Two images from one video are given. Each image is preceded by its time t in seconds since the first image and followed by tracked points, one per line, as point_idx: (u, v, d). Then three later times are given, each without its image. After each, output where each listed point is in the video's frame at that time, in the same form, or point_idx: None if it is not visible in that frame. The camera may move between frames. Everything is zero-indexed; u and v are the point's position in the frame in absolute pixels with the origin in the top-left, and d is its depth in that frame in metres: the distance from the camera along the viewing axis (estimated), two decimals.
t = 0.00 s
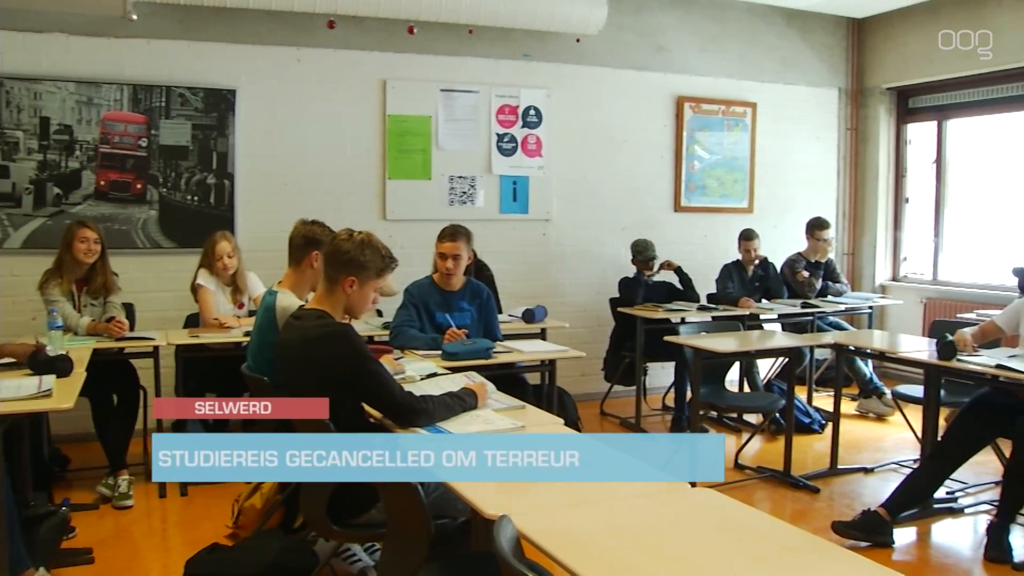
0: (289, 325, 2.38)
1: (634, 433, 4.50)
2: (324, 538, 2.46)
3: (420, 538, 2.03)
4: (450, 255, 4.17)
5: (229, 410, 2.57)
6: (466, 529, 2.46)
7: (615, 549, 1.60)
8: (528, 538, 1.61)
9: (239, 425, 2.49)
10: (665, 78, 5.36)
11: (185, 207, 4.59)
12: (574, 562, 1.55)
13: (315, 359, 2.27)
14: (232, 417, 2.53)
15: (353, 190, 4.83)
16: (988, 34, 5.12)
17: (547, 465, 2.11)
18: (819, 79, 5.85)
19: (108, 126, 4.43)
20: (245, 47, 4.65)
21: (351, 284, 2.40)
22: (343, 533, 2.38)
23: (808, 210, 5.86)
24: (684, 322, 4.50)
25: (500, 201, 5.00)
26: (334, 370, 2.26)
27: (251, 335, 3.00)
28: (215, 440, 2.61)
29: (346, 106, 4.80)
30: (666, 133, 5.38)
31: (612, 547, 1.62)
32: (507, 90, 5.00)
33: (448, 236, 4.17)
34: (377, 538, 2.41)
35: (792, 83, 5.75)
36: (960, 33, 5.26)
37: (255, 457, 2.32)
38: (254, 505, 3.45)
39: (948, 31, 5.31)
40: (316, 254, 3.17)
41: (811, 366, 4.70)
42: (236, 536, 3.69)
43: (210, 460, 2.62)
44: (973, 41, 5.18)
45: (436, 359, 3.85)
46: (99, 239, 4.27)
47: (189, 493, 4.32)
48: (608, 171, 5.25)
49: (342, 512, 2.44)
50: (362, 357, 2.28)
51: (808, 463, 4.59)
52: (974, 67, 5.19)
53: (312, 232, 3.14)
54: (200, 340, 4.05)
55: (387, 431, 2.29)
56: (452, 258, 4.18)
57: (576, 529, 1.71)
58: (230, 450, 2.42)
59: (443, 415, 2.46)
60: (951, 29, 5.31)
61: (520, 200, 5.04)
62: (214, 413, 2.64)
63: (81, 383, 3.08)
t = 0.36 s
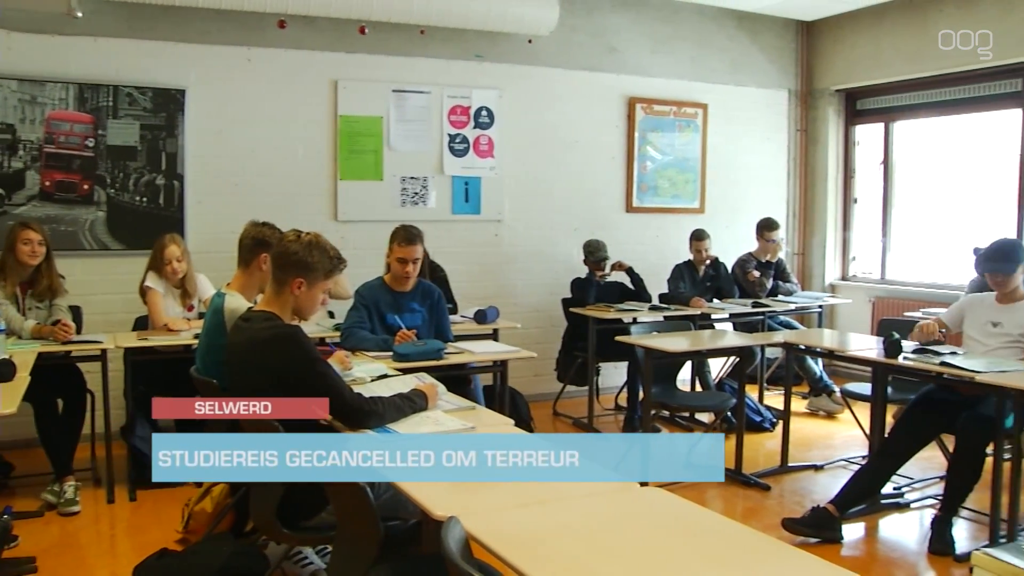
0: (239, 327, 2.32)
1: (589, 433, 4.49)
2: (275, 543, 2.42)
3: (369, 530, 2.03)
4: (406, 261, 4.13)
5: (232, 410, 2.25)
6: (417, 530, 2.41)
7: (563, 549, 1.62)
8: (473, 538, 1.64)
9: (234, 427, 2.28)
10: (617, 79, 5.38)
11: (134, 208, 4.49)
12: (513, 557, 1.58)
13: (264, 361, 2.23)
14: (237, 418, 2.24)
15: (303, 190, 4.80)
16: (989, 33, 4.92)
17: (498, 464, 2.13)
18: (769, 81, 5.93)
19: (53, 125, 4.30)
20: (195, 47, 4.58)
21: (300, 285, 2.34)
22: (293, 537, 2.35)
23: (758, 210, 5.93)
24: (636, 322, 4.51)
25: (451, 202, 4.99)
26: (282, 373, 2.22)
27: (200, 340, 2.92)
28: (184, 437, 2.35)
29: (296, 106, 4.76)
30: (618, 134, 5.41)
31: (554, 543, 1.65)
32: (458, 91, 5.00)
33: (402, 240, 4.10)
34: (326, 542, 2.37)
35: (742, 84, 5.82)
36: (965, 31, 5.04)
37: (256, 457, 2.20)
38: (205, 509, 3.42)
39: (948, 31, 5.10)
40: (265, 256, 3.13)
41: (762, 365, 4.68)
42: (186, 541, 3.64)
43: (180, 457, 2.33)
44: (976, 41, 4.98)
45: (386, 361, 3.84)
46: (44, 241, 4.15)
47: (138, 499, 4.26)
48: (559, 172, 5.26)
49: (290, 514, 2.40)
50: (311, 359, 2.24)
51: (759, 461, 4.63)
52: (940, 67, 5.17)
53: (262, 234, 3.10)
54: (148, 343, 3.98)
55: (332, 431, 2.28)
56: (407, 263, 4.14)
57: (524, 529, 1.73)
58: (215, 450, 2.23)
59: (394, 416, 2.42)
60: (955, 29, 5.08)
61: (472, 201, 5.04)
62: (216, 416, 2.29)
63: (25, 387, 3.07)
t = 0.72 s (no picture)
0: (186, 331, 2.25)
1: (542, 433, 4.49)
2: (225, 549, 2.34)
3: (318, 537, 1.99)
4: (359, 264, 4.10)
5: (230, 410, 2.16)
6: (369, 533, 2.38)
7: (516, 552, 1.63)
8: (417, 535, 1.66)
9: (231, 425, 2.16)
10: (569, 80, 5.40)
11: (81, 210, 4.39)
12: (457, 555, 1.60)
13: (211, 365, 2.17)
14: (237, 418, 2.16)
15: (254, 192, 4.76)
16: (988, 34, 4.75)
17: (450, 467, 2.15)
18: (721, 84, 5.99)
19: None
20: (143, 46, 4.50)
21: (249, 287, 2.30)
22: (243, 541, 2.27)
23: (710, 211, 5.99)
24: (588, 322, 4.52)
25: (404, 204, 4.98)
26: (230, 376, 2.17)
27: (149, 341, 2.86)
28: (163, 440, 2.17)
29: (246, 106, 4.72)
30: (570, 135, 5.44)
31: (501, 542, 1.68)
32: (410, 92, 4.99)
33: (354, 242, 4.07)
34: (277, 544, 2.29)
35: (694, 86, 5.87)
36: (960, 32, 4.87)
37: (256, 457, 2.11)
38: (155, 514, 3.28)
39: (948, 31, 4.92)
40: (213, 259, 3.09)
41: (714, 365, 4.67)
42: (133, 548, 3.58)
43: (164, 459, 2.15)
44: (973, 41, 4.81)
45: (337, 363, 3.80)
46: None
47: (85, 505, 4.18)
48: (511, 173, 5.27)
49: (240, 519, 2.31)
50: (260, 362, 2.19)
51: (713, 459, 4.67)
52: (897, 68, 5.21)
53: (212, 236, 3.07)
54: (96, 346, 3.90)
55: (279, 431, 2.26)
56: (361, 266, 4.12)
57: (476, 531, 1.74)
58: (213, 450, 2.11)
59: (343, 419, 2.42)
60: (951, 29, 4.91)
61: (425, 202, 5.03)
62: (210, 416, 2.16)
63: None
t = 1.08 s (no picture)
0: (136, 333, 2.28)
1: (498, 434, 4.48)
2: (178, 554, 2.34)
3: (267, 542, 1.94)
4: (314, 262, 4.01)
5: (230, 410, 2.21)
6: (322, 537, 2.35)
7: (470, 555, 1.62)
8: (365, 535, 1.67)
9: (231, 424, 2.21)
10: (524, 81, 5.42)
11: (28, 211, 4.26)
12: (410, 557, 1.60)
13: (160, 366, 2.20)
14: (236, 418, 2.22)
15: (207, 192, 4.70)
16: (988, 34, 4.62)
17: (405, 464, 2.16)
18: (675, 86, 6.05)
19: None
20: (91, 45, 4.40)
21: (198, 290, 2.29)
22: (194, 545, 2.27)
23: (663, 212, 6.05)
24: (542, 323, 4.52)
25: (358, 205, 4.96)
26: (180, 378, 2.19)
27: (99, 342, 2.75)
28: (163, 440, 2.17)
29: (199, 107, 4.66)
30: (525, 136, 5.45)
31: (453, 542, 1.69)
32: (364, 92, 4.97)
33: (310, 241, 3.99)
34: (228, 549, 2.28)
35: (649, 88, 5.92)
36: (960, 31, 4.71)
37: (255, 458, 2.10)
38: (105, 520, 3.30)
39: (948, 31, 4.75)
40: (165, 261, 3.01)
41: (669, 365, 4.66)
42: (82, 555, 3.46)
43: (163, 460, 2.16)
44: (974, 41, 4.67)
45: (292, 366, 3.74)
46: None
47: (32, 512, 4.07)
48: (466, 174, 5.27)
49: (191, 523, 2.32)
50: (209, 365, 2.20)
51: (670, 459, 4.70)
52: (849, 71, 5.29)
53: (163, 238, 2.99)
54: (43, 351, 3.80)
55: (228, 433, 2.25)
56: (315, 264, 4.03)
57: (428, 534, 1.73)
58: (213, 450, 2.11)
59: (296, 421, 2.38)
60: (951, 28, 4.76)
61: (379, 203, 5.01)
62: (209, 416, 2.21)
63: None
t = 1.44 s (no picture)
0: (87, 335, 2.24)
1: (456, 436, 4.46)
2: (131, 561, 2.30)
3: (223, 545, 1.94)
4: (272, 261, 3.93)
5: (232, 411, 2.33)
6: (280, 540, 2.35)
7: (431, 560, 1.62)
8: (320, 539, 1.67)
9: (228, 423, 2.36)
10: (483, 83, 5.43)
11: None
12: (369, 562, 1.60)
13: (115, 370, 2.18)
14: (236, 417, 2.38)
15: (163, 193, 4.61)
16: (988, 34, 4.52)
17: (367, 466, 2.18)
18: (633, 88, 6.09)
19: None
20: (43, 42, 4.26)
21: (152, 290, 2.25)
22: (149, 551, 2.23)
23: (621, 213, 6.09)
24: (500, 325, 4.52)
25: (316, 207, 4.93)
26: (135, 382, 2.18)
27: (50, 345, 2.68)
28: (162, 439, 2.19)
29: (154, 106, 4.55)
30: (483, 137, 5.46)
31: (410, 545, 1.70)
32: (322, 93, 4.93)
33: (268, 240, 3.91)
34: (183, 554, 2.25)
35: (607, 89, 5.96)
36: (959, 31, 4.61)
37: (255, 458, 2.16)
38: (57, 527, 3.02)
39: (948, 30, 4.64)
40: (119, 262, 2.90)
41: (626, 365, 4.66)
42: (32, 564, 3.14)
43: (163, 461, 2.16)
44: (972, 42, 4.57)
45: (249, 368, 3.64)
46: None
47: None
48: (424, 176, 5.26)
49: (146, 526, 2.29)
50: (165, 369, 2.20)
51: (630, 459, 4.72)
52: (808, 72, 5.35)
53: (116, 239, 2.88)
54: None
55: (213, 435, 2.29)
56: (274, 263, 3.95)
57: (386, 538, 1.73)
58: (215, 450, 2.15)
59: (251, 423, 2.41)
60: (950, 28, 4.65)
61: (337, 205, 4.98)
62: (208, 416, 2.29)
63: None
